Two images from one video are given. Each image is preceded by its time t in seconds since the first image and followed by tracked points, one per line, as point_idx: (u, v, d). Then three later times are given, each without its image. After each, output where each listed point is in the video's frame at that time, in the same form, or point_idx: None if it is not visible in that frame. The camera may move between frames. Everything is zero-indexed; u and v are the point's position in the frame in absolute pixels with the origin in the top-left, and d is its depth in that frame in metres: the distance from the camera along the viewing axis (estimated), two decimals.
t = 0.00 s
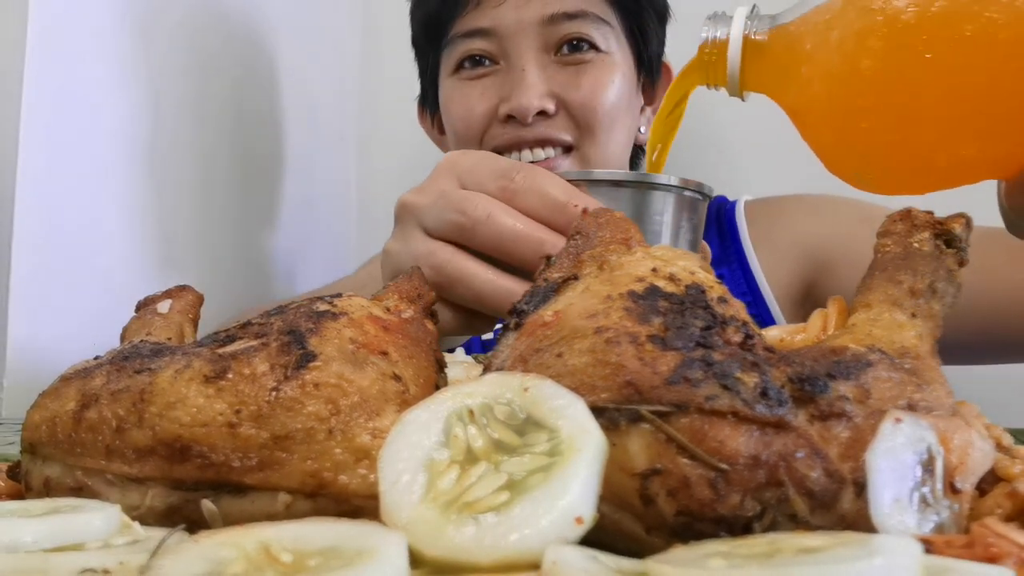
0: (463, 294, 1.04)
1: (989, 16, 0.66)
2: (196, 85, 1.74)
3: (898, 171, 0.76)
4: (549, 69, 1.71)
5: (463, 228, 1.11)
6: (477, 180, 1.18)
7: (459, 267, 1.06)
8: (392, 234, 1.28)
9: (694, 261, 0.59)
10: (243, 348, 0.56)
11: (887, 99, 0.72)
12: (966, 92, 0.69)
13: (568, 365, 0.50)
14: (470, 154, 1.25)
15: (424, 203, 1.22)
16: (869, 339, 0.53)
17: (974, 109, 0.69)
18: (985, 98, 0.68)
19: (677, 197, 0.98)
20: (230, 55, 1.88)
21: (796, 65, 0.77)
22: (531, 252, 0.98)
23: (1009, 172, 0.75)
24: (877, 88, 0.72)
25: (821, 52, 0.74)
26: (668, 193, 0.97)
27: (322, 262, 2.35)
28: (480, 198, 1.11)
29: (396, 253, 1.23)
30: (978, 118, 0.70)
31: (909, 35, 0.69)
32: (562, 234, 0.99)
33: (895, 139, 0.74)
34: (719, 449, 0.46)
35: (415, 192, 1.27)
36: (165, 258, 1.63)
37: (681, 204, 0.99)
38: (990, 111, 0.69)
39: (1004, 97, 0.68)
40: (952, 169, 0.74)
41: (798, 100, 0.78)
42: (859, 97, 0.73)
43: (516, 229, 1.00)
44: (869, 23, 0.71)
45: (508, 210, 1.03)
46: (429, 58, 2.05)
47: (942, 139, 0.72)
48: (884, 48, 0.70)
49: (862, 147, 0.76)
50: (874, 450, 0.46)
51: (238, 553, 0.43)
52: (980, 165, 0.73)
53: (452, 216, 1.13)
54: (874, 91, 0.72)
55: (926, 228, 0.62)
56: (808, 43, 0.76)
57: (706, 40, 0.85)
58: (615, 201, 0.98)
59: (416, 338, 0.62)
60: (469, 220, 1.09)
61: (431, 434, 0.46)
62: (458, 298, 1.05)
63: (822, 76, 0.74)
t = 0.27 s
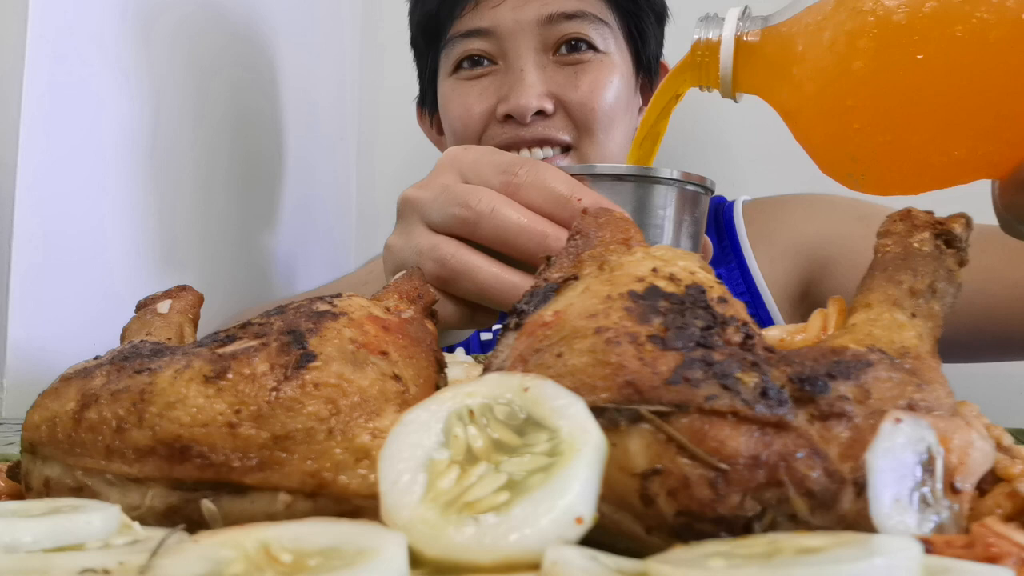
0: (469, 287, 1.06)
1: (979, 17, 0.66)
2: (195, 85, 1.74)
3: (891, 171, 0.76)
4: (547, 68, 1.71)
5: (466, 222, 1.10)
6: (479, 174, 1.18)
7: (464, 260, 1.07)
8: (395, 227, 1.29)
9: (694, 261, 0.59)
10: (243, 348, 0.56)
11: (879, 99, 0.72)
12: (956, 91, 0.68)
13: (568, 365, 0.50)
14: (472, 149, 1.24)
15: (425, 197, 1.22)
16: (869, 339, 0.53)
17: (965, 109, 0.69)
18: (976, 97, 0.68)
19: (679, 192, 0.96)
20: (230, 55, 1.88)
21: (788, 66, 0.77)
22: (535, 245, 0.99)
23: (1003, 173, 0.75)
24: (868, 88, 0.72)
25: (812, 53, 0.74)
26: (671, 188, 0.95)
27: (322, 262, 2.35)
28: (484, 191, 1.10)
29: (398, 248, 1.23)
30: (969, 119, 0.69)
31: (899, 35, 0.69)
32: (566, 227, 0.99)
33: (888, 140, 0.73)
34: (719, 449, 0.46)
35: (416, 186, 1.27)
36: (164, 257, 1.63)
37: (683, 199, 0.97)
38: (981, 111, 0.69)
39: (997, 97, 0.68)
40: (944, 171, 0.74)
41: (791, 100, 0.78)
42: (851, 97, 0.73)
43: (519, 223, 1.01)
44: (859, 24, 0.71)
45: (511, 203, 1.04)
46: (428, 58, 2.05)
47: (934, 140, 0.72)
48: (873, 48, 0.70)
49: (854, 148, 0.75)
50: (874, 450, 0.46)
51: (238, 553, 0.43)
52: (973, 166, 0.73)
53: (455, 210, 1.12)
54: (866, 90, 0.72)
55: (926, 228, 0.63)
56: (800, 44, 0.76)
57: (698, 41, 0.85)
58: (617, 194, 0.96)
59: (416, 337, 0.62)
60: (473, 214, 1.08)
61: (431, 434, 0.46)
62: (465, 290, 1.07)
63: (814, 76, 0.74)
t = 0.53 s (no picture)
0: (468, 280, 1.05)
1: (976, 13, 0.66)
2: (195, 85, 1.74)
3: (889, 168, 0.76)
4: (547, 68, 1.71)
5: (465, 215, 1.10)
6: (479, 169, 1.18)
7: (461, 253, 1.06)
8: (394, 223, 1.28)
9: (693, 261, 0.59)
10: (243, 348, 0.56)
11: (876, 97, 0.71)
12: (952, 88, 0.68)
13: (568, 365, 0.50)
14: (472, 143, 1.24)
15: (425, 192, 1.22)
16: (869, 339, 0.53)
17: (962, 106, 0.69)
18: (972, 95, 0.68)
19: (677, 184, 0.96)
20: (230, 55, 1.88)
21: (786, 64, 0.77)
22: (534, 237, 0.98)
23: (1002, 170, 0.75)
24: (864, 87, 0.72)
25: (810, 51, 0.74)
26: (669, 180, 0.95)
27: (322, 262, 2.35)
28: (482, 184, 1.10)
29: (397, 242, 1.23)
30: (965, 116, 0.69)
31: (898, 33, 0.68)
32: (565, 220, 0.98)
33: (884, 137, 0.73)
34: (718, 450, 0.46)
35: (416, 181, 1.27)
36: (164, 257, 1.63)
37: (681, 192, 0.97)
38: (977, 108, 0.69)
39: (994, 94, 0.68)
40: (944, 167, 0.74)
41: (790, 98, 0.78)
42: (848, 94, 0.73)
43: (517, 215, 1.00)
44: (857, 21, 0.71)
45: (510, 196, 1.03)
46: (427, 58, 2.05)
47: (931, 136, 0.72)
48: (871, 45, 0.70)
49: (853, 146, 0.75)
50: (874, 450, 0.46)
51: (238, 553, 0.43)
52: (971, 160, 0.73)
53: (454, 203, 1.12)
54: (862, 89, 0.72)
55: (927, 228, 0.63)
56: (798, 42, 0.76)
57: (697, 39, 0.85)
58: (616, 186, 0.96)
59: (416, 337, 0.62)
60: (472, 207, 1.08)
61: (431, 434, 0.46)
62: (463, 284, 1.06)
63: (812, 74, 0.74)
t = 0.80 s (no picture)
0: (465, 280, 1.05)
1: (972, 11, 0.66)
2: (196, 86, 1.74)
3: (887, 168, 0.75)
4: (546, 68, 1.71)
5: (463, 214, 1.10)
6: (477, 168, 1.18)
7: (459, 253, 1.06)
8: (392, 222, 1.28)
9: (694, 261, 0.58)
10: (243, 348, 0.56)
11: (873, 97, 0.71)
12: (950, 88, 0.68)
13: (568, 365, 0.50)
14: (470, 142, 1.24)
15: (423, 191, 1.22)
16: (869, 339, 0.53)
17: (958, 105, 0.69)
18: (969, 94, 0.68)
19: (675, 184, 0.96)
20: (230, 55, 1.87)
21: (783, 63, 0.77)
22: (532, 237, 0.98)
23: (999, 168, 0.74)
24: (861, 87, 0.71)
25: (806, 51, 0.74)
26: (667, 180, 0.95)
27: (322, 261, 2.35)
28: (480, 183, 1.11)
29: (395, 242, 1.23)
30: (963, 116, 0.69)
31: (893, 32, 0.68)
32: (563, 221, 0.98)
33: (881, 137, 0.73)
34: (718, 450, 0.46)
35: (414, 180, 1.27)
36: (164, 257, 1.63)
37: (679, 192, 0.96)
38: (974, 107, 0.68)
39: (990, 93, 0.67)
40: (941, 167, 0.74)
41: (787, 99, 0.78)
42: (845, 94, 0.72)
43: (515, 216, 1.00)
44: (852, 20, 0.70)
45: (508, 196, 1.03)
46: (427, 58, 2.05)
47: (926, 136, 0.71)
48: (867, 45, 0.70)
49: (849, 145, 0.75)
50: (874, 450, 0.46)
51: (238, 553, 0.43)
52: (968, 160, 0.73)
53: (452, 202, 1.12)
54: (858, 88, 0.72)
55: (927, 228, 0.63)
56: (794, 42, 0.76)
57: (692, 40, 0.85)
58: (614, 187, 0.96)
59: (416, 337, 0.62)
60: (470, 206, 1.08)
61: (431, 434, 0.46)
62: (461, 283, 1.06)
63: (809, 74, 0.74)
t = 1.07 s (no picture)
0: (465, 278, 1.06)
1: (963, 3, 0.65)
2: (196, 86, 1.74)
3: (882, 160, 0.75)
4: (545, 68, 1.71)
5: (462, 213, 1.09)
6: (475, 167, 1.18)
7: (459, 252, 1.06)
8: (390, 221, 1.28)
9: (694, 261, 0.58)
10: (243, 348, 0.56)
11: (866, 92, 0.71)
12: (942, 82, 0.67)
13: (568, 365, 0.50)
14: (468, 140, 1.24)
15: (421, 189, 1.21)
16: (869, 339, 0.53)
17: (952, 99, 0.68)
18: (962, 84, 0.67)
19: (674, 183, 0.95)
20: (230, 55, 1.87)
21: (775, 58, 0.76)
22: (531, 236, 0.98)
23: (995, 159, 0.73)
24: (853, 80, 0.71)
25: (797, 45, 0.73)
26: (666, 179, 0.94)
27: (322, 261, 2.34)
28: (479, 181, 1.10)
29: (394, 240, 1.23)
30: (957, 109, 0.69)
31: (885, 24, 0.68)
32: (563, 220, 0.98)
33: (873, 130, 0.72)
34: (718, 450, 0.46)
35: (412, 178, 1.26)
36: (164, 257, 1.63)
37: (678, 190, 0.96)
38: (969, 101, 0.68)
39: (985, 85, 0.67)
40: (934, 160, 0.73)
41: (779, 93, 0.78)
42: (836, 87, 0.72)
43: (514, 214, 1.00)
44: (842, 13, 0.70)
45: (507, 194, 1.03)
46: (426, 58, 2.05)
47: (919, 129, 0.71)
48: (857, 38, 0.69)
49: (841, 138, 0.75)
50: (874, 450, 0.46)
51: (238, 553, 0.43)
52: (962, 154, 0.72)
53: (450, 200, 1.11)
54: (851, 83, 0.71)
55: (927, 228, 0.63)
56: (785, 36, 0.74)
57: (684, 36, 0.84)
58: (613, 185, 0.96)
59: (416, 337, 0.62)
60: (468, 204, 1.08)
61: (431, 434, 0.46)
62: (462, 282, 1.07)
63: (800, 68, 0.73)
